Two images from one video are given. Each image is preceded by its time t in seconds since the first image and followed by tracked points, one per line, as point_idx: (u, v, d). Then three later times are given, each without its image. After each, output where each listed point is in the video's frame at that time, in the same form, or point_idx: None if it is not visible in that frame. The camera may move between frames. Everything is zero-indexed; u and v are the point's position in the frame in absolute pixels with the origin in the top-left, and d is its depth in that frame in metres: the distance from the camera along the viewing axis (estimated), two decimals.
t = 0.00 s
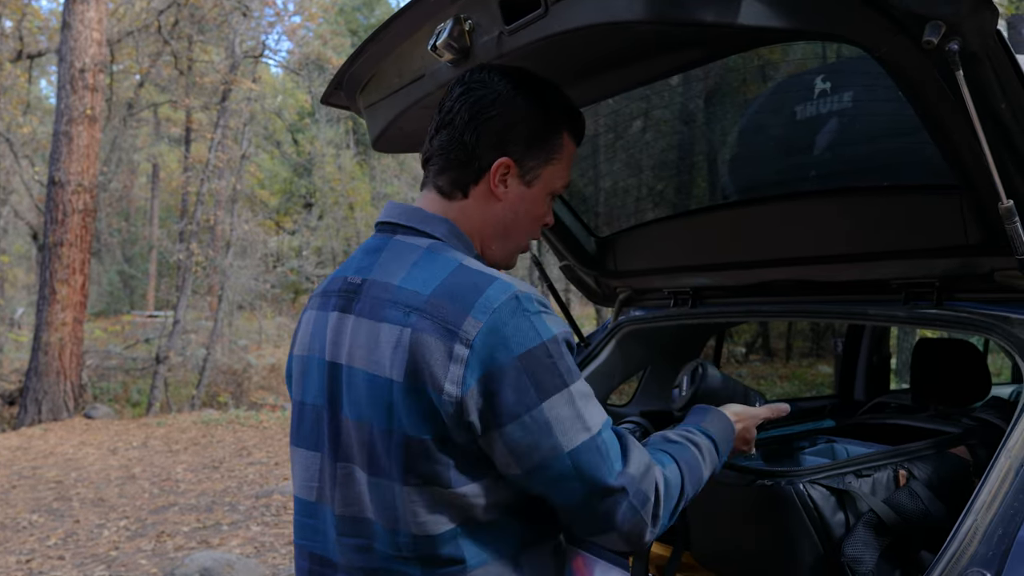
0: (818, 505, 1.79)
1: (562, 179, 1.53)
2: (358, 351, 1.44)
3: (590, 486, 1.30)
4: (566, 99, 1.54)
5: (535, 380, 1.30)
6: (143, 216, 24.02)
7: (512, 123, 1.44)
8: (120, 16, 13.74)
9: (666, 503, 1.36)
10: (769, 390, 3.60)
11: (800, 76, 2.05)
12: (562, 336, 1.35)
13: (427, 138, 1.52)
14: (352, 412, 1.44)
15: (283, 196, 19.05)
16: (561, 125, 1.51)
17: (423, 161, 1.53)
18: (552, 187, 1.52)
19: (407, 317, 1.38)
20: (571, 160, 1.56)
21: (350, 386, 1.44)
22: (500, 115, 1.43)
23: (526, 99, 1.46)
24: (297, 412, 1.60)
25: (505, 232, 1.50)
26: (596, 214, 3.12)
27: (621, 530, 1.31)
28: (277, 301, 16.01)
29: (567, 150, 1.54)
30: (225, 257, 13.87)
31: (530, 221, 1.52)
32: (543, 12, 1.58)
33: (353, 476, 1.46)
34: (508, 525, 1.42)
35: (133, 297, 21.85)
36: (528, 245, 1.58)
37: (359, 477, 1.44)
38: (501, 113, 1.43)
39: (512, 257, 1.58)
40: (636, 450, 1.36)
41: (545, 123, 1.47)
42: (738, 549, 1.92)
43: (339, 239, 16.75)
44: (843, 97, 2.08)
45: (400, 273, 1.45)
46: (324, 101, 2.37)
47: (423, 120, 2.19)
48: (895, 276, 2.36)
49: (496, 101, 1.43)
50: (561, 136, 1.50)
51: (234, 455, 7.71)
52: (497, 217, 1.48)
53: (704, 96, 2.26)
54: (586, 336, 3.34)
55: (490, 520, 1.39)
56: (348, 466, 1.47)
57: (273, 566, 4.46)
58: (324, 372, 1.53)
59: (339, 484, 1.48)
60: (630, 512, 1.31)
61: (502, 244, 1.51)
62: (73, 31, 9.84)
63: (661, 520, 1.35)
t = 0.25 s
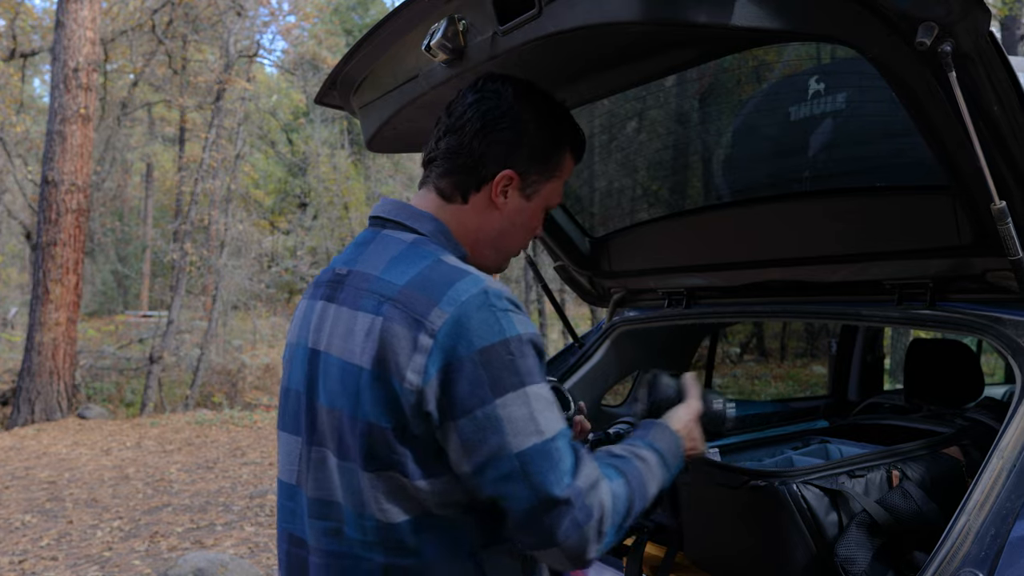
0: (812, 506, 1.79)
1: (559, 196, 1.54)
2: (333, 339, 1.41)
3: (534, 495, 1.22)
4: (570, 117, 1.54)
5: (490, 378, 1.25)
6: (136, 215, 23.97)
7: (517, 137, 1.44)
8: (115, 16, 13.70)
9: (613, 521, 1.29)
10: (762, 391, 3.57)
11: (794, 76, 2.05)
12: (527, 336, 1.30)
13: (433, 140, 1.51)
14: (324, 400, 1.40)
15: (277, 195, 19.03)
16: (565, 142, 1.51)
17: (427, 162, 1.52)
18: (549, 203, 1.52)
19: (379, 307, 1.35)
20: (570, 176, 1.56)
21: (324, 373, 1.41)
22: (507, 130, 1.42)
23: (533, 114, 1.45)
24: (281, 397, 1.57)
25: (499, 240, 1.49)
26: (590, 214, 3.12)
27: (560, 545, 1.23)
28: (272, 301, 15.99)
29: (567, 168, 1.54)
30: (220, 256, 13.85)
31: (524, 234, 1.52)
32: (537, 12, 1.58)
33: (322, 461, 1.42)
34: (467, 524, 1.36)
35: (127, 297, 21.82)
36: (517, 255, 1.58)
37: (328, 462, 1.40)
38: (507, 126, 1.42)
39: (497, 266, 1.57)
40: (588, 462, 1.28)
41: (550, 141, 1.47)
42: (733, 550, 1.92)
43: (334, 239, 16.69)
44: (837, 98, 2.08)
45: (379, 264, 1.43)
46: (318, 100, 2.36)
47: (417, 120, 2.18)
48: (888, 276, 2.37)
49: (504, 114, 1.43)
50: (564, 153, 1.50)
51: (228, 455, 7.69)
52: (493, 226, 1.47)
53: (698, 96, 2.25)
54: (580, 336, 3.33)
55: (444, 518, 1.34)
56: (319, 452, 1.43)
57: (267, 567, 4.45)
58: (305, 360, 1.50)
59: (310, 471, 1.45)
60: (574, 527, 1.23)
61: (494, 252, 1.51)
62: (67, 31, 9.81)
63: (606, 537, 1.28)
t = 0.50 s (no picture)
0: (806, 505, 1.79)
1: (529, 209, 1.49)
2: (282, 328, 1.46)
3: (412, 464, 1.18)
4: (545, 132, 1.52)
5: (379, 353, 1.24)
6: (131, 214, 23.91)
7: (482, 145, 1.43)
8: (109, 14, 13.66)
9: (505, 499, 1.24)
10: (757, 391, 3.54)
11: (788, 76, 2.05)
12: (432, 323, 1.28)
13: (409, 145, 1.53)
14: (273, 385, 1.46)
15: (272, 195, 18.98)
16: (537, 157, 1.48)
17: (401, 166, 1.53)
18: (517, 215, 1.48)
19: (310, 295, 1.38)
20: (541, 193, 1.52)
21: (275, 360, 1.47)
22: (473, 138, 1.42)
23: (503, 125, 1.44)
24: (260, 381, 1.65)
25: (458, 247, 1.47)
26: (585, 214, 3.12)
27: (440, 517, 1.19)
28: (267, 300, 15.96)
29: (538, 182, 1.50)
30: (214, 256, 13.82)
31: (487, 243, 1.48)
32: (532, 13, 1.59)
33: (271, 445, 1.48)
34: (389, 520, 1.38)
35: (121, 296, 21.77)
36: (482, 269, 1.54)
37: (274, 445, 1.46)
38: (472, 132, 1.42)
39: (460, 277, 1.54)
40: (478, 432, 1.25)
41: (519, 154, 1.45)
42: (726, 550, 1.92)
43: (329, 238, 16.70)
44: (832, 99, 2.08)
45: (323, 257, 1.46)
46: (313, 100, 2.36)
47: (412, 120, 2.19)
48: (882, 276, 2.38)
49: (473, 122, 1.42)
50: (534, 166, 1.47)
51: (222, 455, 7.67)
52: (451, 231, 1.46)
53: (693, 97, 2.26)
54: (575, 336, 3.32)
55: (357, 503, 1.37)
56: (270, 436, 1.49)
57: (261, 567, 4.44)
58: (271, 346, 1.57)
59: (267, 455, 1.51)
60: (452, 498, 1.18)
61: (455, 259, 1.48)
62: (61, 29, 9.78)
63: (496, 515, 1.23)
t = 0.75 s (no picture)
0: (801, 504, 1.79)
1: (448, 209, 1.47)
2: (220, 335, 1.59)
3: (289, 351, 1.21)
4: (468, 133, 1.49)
5: (265, 293, 1.31)
6: (125, 214, 23.84)
7: (397, 146, 1.45)
8: (103, 13, 13.60)
9: (389, 392, 1.22)
10: (754, 391, 3.51)
11: (784, 76, 2.05)
12: (313, 273, 1.36)
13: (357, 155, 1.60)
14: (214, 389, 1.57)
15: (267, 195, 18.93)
16: (455, 158, 1.46)
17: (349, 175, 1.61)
18: (435, 215, 1.47)
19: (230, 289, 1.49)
20: (466, 197, 1.49)
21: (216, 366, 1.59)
22: (388, 138, 1.45)
23: (419, 128, 1.45)
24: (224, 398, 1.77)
25: (380, 247, 1.49)
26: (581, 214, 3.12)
27: (318, 400, 1.18)
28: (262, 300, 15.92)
29: (459, 182, 1.47)
30: (209, 256, 13.79)
31: (408, 242, 1.48)
32: (527, 12, 1.59)
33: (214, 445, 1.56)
34: (296, 503, 1.41)
35: (115, 296, 21.71)
36: (412, 274, 1.55)
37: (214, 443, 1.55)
38: (387, 133, 1.46)
39: (391, 280, 1.55)
40: (364, 336, 1.27)
41: (430, 153, 1.44)
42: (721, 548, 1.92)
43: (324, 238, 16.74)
44: (828, 99, 2.09)
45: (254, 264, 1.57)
46: (308, 99, 2.35)
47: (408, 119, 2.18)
48: (878, 275, 2.37)
49: (389, 127, 1.46)
50: (447, 165, 1.44)
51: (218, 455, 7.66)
52: (373, 231, 1.49)
53: (688, 97, 2.26)
54: (571, 335, 3.32)
55: (270, 481, 1.42)
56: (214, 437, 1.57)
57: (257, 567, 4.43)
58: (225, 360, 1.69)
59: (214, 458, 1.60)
60: (330, 374, 1.19)
61: (381, 260, 1.51)
62: (55, 28, 9.74)
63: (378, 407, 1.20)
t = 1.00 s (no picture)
0: (799, 503, 1.79)
1: (380, 203, 1.50)
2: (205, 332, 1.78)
3: (168, 324, 1.30)
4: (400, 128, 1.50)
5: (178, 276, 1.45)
6: (120, 213, 23.80)
7: (337, 145, 1.52)
8: (98, 12, 13.57)
9: (245, 356, 1.23)
10: (751, 390, 3.53)
11: (782, 76, 2.06)
12: (228, 260, 1.48)
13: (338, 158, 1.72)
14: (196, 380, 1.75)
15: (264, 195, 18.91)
16: (385, 153, 1.48)
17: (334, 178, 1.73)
18: (370, 209, 1.50)
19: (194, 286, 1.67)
20: (403, 193, 1.50)
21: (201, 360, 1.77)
22: (330, 138, 1.53)
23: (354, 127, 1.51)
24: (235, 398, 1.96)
25: (330, 242, 1.58)
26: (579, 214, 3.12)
27: (173, 363, 1.24)
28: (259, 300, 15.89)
29: (392, 176, 1.49)
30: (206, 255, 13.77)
31: (350, 237, 1.54)
32: (526, 11, 1.58)
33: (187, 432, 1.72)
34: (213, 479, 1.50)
35: (111, 295, 21.66)
36: (366, 272, 1.61)
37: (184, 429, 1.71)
38: (333, 134, 1.53)
39: (352, 279, 1.64)
40: (241, 315, 1.32)
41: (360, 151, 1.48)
42: (718, 546, 1.92)
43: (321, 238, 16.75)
44: (824, 99, 2.09)
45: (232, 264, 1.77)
46: (304, 98, 2.33)
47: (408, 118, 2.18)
48: (875, 275, 2.36)
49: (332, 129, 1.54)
50: (376, 161, 1.48)
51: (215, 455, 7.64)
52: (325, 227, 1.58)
53: (685, 97, 2.26)
54: (570, 335, 3.31)
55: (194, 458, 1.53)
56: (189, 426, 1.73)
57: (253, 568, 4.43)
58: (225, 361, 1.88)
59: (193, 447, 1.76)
60: (188, 335, 1.25)
61: (334, 255, 1.59)
62: (49, 27, 9.71)
63: (226, 368, 1.22)
